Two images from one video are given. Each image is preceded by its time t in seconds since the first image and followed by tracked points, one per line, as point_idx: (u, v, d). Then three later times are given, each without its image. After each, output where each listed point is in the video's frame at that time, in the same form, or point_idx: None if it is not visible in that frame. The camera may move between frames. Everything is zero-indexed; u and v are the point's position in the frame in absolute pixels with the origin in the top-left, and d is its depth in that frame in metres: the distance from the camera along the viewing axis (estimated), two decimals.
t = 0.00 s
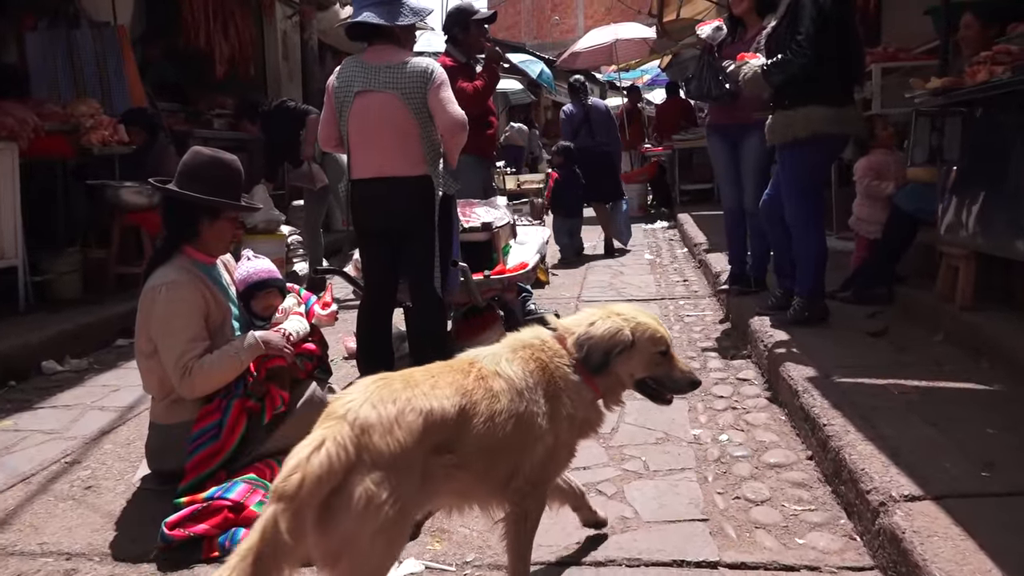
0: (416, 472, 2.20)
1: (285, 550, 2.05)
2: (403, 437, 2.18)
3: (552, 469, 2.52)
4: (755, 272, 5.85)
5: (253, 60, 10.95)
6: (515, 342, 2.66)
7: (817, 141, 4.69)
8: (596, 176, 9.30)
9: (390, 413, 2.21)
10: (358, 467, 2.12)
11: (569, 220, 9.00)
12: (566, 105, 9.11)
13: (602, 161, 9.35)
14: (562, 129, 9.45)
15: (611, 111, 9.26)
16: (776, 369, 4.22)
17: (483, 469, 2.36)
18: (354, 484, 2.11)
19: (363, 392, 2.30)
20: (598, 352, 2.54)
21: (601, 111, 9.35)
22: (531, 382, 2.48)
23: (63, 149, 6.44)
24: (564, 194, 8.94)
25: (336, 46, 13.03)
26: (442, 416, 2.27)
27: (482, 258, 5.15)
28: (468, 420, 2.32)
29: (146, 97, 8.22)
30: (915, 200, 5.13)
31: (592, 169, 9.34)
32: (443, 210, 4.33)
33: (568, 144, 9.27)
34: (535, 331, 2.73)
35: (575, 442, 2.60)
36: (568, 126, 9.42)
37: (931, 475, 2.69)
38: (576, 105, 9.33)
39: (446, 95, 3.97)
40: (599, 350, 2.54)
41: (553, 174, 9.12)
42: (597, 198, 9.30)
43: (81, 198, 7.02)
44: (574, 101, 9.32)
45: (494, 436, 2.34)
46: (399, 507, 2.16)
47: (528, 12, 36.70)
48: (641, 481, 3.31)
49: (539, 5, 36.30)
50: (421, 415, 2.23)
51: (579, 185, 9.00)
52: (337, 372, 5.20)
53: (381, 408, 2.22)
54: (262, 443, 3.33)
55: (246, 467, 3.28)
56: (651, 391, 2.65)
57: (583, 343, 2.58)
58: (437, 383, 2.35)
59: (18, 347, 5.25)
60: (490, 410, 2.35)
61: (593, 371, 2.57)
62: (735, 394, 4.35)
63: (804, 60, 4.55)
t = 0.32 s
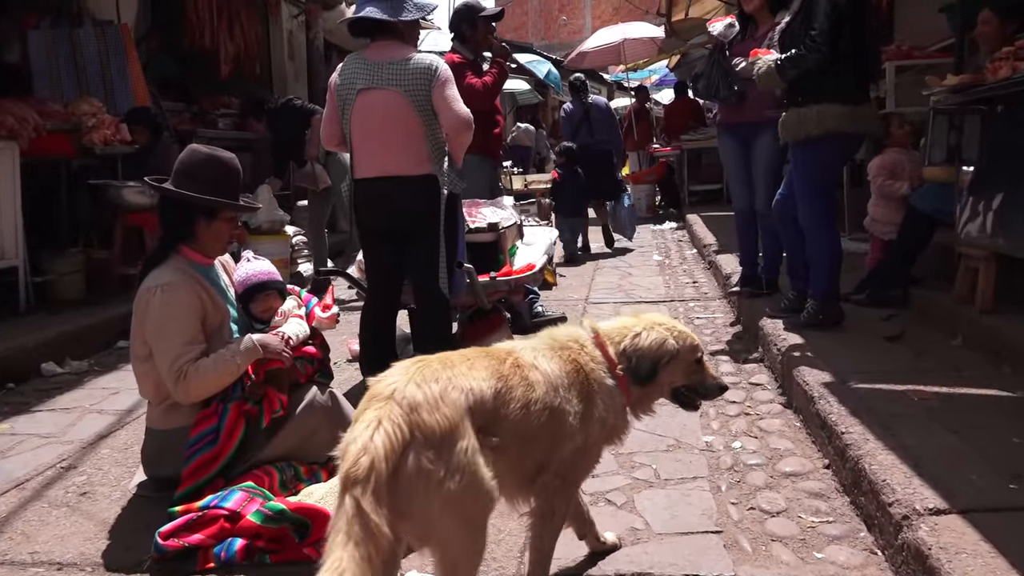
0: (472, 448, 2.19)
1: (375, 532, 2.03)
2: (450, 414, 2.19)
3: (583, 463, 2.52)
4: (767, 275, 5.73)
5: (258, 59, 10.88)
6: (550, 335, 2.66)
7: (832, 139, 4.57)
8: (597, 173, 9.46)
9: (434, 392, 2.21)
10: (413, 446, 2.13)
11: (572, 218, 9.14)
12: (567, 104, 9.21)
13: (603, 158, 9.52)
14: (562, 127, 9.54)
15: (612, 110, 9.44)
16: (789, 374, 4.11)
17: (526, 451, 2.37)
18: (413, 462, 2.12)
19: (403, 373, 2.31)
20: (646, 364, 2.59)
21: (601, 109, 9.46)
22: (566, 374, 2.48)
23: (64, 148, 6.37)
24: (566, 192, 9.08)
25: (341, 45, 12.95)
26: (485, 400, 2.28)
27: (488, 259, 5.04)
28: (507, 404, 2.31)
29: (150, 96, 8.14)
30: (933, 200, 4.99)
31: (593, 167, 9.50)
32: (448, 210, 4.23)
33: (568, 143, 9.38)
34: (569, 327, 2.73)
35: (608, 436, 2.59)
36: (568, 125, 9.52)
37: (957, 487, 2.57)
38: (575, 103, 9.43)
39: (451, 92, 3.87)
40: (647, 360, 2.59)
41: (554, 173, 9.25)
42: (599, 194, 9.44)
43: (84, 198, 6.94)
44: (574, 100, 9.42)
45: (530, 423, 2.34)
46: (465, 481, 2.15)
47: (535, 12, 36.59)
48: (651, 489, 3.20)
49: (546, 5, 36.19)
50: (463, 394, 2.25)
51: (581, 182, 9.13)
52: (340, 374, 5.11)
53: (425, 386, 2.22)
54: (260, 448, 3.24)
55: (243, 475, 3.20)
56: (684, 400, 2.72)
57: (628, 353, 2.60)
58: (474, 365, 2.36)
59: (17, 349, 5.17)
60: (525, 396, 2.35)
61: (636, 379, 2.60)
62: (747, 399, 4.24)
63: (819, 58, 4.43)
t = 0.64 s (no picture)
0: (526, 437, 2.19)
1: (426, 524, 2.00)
2: (499, 407, 2.17)
3: (628, 448, 2.53)
4: (782, 270, 5.58)
5: (267, 52, 10.80)
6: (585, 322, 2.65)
7: (851, 129, 4.42)
8: (601, 166, 9.45)
9: (481, 385, 2.20)
10: (464, 441, 2.11)
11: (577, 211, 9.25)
12: (574, 99, 9.22)
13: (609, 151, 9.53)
14: (567, 120, 9.57)
15: (617, 103, 9.50)
16: (807, 373, 3.98)
17: (573, 437, 2.39)
18: (465, 457, 2.10)
19: (447, 369, 2.30)
20: (693, 349, 2.60)
21: (606, 102, 9.47)
22: (608, 358, 2.49)
23: (68, 141, 6.28)
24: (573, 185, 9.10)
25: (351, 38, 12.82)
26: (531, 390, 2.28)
27: (498, 254, 4.91)
28: (552, 394, 2.32)
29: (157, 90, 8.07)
30: (955, 193, 4.77)
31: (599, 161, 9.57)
32: (456, 203, 4.11)
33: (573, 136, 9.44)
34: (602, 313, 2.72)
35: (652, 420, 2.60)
36: (573, 118, 9.54)
37: (988, 495, 2.44)
38: (582, 97, 9.40)
39: (458, 82, 3.76)
40: (694, 346, 2.60)
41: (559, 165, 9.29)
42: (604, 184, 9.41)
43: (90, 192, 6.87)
44: (580, 94, 9.40)
45: (576, 412, 2.35)
46: (519, 472, 2.13)
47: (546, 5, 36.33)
48: (664, 494, 3.09)
49: None
50: (510, 385, 2.25)
51: (584, 176, 9.21)
52: (346, 371, 5.01)
53: (472, 380, 2.21)
54: (261, 449, 3.15)
55: (242, 478, 3.10)
56: (710, 381, 2.81)
57: (676, 339, 2.60)
58: (513, 356, 2.35)
59: (19, 345, 5.09)
60: (564, 386, 2.35)
61: (682, 364, 2.61)
62: (764, 398, 4.11)
63: (839, 45, 4.28)
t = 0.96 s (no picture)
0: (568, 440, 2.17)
1: (472, 517, 1.96)
2: (544, 408, 2.15)
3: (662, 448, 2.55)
4: (796, 270, 5.43)
5: (273, 47, 10.69)
6: (616, 321, 2.67)
7: (866, 126, 4.27)
8: (604, 167, 9.54)
9: (526, 386, 2.18)
10: (509, 439, 2.08)
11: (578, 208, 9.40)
12: (580, 99, 9.21)
13: (614, 151, 9.55)
14: (573, 119, 9.59)
15: (624, 103, 9.43)
16: (822, 378, 3.86)
17: (613, 442, 2.37)
18: (512, 456, 2.07)
19: (488, 372, 2.27)
20: (718, 343, 2.66)
21: (613, 103, 9.44)
22: (645, 360, 2.51)
23: (68, 138, 6.18)
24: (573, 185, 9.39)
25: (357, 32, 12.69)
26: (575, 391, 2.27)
27: (503, 254, 4.85)
28: (596, 395, 2.31)
29: (161, 86, 7.97)
30: (975, 191, 4.62)
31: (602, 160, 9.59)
32: (460, 201, 3.97)
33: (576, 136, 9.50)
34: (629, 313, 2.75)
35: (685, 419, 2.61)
36: (579, 117, 9.56)
37: (1017, 514, 2.31)
38: (589, 96, 9.39)
39: (461, 78, 3.64)
40: (719, 342, 2.67)
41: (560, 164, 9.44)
42: (607, 185, 9.59)
43: (92, 190, 6.79)
44: (588, 93, 9.38)
45: (618, 413, 2.35)
46: (560, 473, 2.13)
47: None
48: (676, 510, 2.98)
49: None
50: (553, 387, 2.23)
51: (585, 176, 9.44)
52: (348, 374, 4.91)
53: (516, 381, 2.18)
54: (256, 458, 3.03)
55: (236, 488, 2.98)
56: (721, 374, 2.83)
57: (704, 335, 2.66)
58: (557, 357, 2.34)
59: (15, 346, 5.00)
60: (608, 389, 2.35)
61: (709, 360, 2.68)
62: (777, 404, 3.99)
63: (855, 39, 4.14)
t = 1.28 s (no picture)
0: (598, 429, 2.23)
1: (491, 490, 2.06)
2: (579, 396, 2.20)
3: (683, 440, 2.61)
4: (804, 270, 5.31)
5: (275, 43, 10.58)
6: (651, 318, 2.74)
7: (876, 123, 4.15)
8: (604, 163, 9.46)
9: (565, 373, 2.23)
10: (538, 421, 2.15)
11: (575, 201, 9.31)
12: (587, 92, 9.22)
13: (614, 147, 9.46)
14: (577, 112, 9.58)
15: (628, 99, 9.45)
16: (831, 383, 3.75)
17: (645, 439, 2.43)
18: (540, 438, 2.13)
19: (533, 355, 2.34)
20: (728, 337, 2.77)
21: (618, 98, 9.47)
22: (676, 354, 2.58)
23: (66, 135, 6.10)
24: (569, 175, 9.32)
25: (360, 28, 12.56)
26: (618, 382, 2.31)
27: (504, 254, 4.74)
28: (638, 389, 2.36)
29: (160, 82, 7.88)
30: (988, 190, 4.52)
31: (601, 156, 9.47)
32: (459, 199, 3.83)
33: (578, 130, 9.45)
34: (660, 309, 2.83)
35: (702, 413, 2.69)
36: (583, 111, 9.55)
37: None
38: (595, 90, 9.43)
39: (460, 75, 3.53)
40: (728, 336, 2.77)
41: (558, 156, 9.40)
42: (602, 180, 9.48)
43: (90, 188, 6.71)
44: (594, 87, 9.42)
45: (653, 407, 2.41)
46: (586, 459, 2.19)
47: None
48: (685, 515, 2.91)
49: None
50: (595, 377, 2.26)
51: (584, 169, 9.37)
52: (346, 376, 4.81)
53: (557, 368, 2.24)
54: (247, 467, 2.94)
55: (224, 499, 2.88)
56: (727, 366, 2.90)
57: (715, 331, 2.76)
58: (607, 350, 2.38)
59: (7, 347, 4.91)
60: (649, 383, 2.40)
61: (721, 355, 2.77)
62: (785, 409, 3.87)
63: (866, 33, 4.02)
